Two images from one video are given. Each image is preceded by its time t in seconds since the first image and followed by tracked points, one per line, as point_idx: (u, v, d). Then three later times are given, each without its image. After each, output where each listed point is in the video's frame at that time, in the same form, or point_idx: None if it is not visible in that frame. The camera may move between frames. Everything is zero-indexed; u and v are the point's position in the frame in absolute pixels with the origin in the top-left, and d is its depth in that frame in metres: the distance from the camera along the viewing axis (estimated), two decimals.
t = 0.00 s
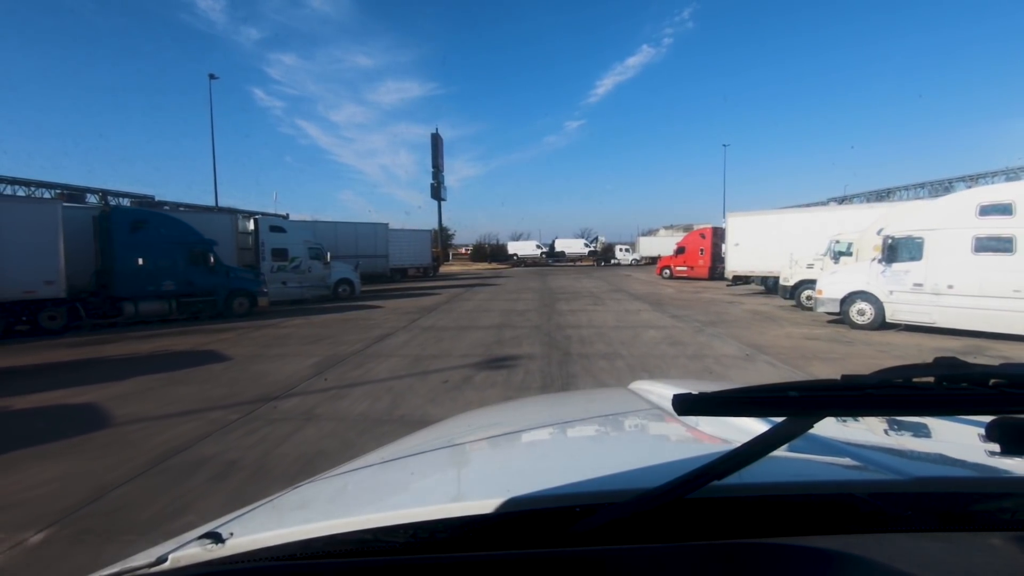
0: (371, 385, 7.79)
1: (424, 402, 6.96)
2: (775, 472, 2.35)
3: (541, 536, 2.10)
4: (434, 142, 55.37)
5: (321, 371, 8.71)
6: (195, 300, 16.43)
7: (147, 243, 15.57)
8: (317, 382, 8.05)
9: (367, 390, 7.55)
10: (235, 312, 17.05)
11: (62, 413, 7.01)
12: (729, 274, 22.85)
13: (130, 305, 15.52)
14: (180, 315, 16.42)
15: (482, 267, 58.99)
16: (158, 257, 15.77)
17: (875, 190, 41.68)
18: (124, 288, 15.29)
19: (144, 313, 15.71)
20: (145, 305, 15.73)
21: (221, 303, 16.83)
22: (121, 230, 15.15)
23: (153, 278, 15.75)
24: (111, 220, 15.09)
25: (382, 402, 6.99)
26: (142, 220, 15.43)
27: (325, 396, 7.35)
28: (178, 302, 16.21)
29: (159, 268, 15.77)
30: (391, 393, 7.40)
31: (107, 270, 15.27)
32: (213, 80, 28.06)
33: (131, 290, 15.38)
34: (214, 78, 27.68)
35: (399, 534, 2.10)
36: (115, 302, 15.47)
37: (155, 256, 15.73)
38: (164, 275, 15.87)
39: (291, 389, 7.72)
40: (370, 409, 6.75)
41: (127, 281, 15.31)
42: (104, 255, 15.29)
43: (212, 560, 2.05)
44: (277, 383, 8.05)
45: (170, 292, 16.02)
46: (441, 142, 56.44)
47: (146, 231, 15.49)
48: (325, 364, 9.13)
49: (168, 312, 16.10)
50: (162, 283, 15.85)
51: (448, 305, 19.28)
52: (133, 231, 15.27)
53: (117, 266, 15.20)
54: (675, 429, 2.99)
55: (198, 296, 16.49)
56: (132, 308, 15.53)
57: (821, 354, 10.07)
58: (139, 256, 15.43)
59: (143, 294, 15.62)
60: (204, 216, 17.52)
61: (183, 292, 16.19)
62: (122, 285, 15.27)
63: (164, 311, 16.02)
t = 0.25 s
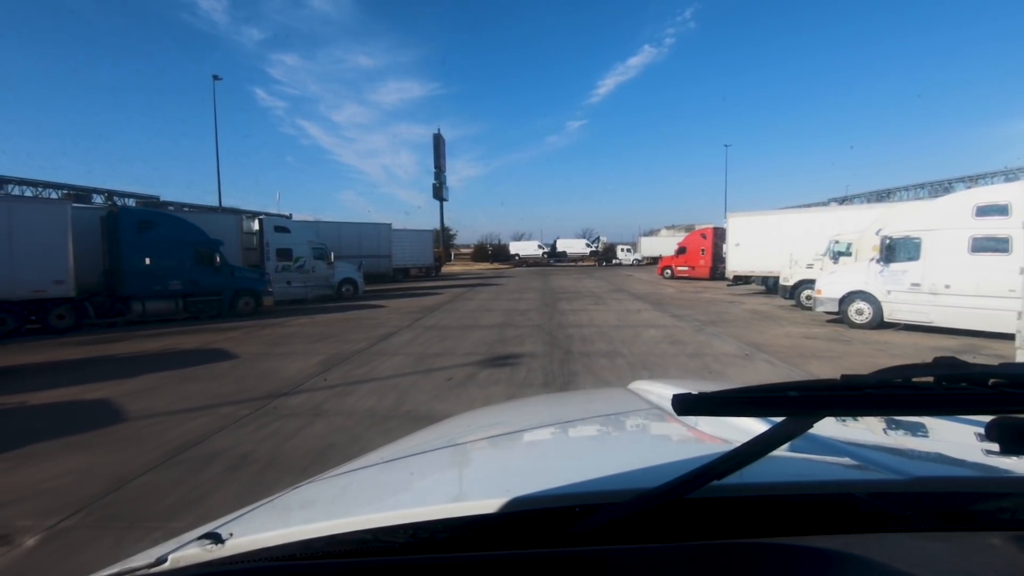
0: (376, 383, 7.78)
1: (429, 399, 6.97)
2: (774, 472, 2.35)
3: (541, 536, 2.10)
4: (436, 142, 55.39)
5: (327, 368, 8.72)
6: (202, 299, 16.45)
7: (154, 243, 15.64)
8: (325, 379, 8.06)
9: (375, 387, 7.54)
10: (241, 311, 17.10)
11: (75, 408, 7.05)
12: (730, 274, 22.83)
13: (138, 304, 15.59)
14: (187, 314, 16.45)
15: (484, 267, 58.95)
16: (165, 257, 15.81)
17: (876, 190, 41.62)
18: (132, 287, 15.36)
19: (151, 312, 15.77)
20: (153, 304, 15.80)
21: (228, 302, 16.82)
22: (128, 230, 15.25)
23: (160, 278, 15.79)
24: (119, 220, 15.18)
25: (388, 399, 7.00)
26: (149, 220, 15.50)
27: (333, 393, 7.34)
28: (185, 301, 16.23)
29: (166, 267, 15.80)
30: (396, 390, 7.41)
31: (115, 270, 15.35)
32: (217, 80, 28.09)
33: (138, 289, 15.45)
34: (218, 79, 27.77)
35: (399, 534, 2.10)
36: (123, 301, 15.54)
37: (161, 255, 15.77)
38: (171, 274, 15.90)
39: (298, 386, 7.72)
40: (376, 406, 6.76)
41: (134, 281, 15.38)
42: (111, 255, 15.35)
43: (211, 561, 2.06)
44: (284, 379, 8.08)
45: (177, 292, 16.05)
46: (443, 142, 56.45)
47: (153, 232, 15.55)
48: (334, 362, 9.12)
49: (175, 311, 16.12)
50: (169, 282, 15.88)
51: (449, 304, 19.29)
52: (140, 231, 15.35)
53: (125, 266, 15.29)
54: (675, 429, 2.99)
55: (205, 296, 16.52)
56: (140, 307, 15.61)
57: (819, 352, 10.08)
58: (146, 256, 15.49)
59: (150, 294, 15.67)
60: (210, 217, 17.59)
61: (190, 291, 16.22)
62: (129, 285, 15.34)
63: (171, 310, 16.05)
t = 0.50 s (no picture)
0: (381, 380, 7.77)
1: (433, 396, 6.96)
2: (774, 473, 2.35)
3: (541, 536, 2.10)
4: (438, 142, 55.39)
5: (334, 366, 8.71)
6: (208, 299, 16.52)
7: (162, 243, 15.67)
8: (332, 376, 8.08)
9: (380, 385, 7.55)
10: (247, 310, 17.13)
11: (88, 404, 7.09)
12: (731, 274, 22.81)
13: (145, 303, 15.65)
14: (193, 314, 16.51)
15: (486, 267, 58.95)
16: (172, 257, 15.84)
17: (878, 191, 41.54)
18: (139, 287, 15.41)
19: (159, 311, 15.83)
20: (160, 303, 15.85)
21: (233, 302, 16.88)
22: (136, 230, 15.26)
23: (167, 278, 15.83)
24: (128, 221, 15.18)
25: (393, 396, 7.00)
26: (157, 221, 15.52)
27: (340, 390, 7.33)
28: (192, 301, 16.30)
29: (173, 267, 15.84)
30: (402, 387, 7.42)
31: (124, 269, 15.41)
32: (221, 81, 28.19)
33: (146, 288, 15.49)
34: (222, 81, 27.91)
35: (399, 534, 2.11)
36: (130, 301, 15.59)
37: (169, 256, 15.80)
38: (178, 274, 15.94)
39: (304, 384, 7.71)
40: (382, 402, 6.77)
41: (142, 280, 15.43)
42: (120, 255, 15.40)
43: (211, 560, 2.06)
44: (291, 376, 8.11)
45: (184, 291, 16.10)
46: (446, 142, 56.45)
47: (161, 232, 15.57)
48: (339, 360, 9.12)
49: (182, 311, 16.17)
50: (176, 282, 15.92)
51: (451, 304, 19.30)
52: (148, 232, 15.36)
53: (133, 266, 15.32)
54: (675, 429, 2.99)
55: (211, 295, 16.59)
56: (147, 307, 15.66)
57: (817, 351, 10.08)
58: (154, 256, 15.52)
59: (157, 293, 15.72)
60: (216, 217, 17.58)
61: (197, 291, 16.27)
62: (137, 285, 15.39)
63: (178, 309, 16.11)
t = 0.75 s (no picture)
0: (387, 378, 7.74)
1: (440, 392, 6.95)
2: (774, 473, 2.35)
3: (541, 536, 2.10)
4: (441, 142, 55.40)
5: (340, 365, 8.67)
6: (215, 299, 16.53)
7: (169, 243, 15.71)
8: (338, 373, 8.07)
9: (385, 382, 7.54)
10: (253, 310, 17.12)
11: (98, 400, 7.12)
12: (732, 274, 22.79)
13: (153, 303, 15.66)
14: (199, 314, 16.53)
15: (488, 267, 58.93)
16: (179, 257, 15.88)
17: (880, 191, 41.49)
18: (147, 287, 15.43)
19: (166, 311, 15.83)
20: (167, 303, 15.86)
21: (240, 301, 16.89)
22: (144, 230, 15.30)
23: (174, 277, 15.86)
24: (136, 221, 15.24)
25: (399, 393, 6.99)
26: (165, 221, 15.59)
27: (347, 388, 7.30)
28: (199, 300, 16.33)
29: (180, 267, 15.88)
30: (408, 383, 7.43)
31: (131, 270, 15.44)
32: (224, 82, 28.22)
33: (153, 288, 15.52)
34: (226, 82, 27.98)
35: (399, 534, 2.11)
36: (138, 300, 15.61)
37: (176, 255, 15.84)
38: (185, 274, 15.97)
39: (314, 381, 7.68)
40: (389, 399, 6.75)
41: (150, 280, 15.46)
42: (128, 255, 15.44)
43: (210, 560, 2.06)
44: (295, 374, 8.11)
45: (190, 291, 16.14)
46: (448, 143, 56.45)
47: (168, 232, 15.62)
48: (346, 359, 9.10)
49: (188, 310, 16.18)
50: (183, 282, 15.96)
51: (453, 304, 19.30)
52: (156, 231, 15.41)
53: (141, 265, 15.35)
54: (676, 429, 2.99)
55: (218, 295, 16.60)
56: (155, 306, 15.67)
57: (815, 349, 10.09)
58: (161, 255, 15.56)
59: (165, 292, 15.73)
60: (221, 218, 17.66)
61: (203, 291, 16.29)
62: (145, 284, 15.41)
63: (185, 309, 16.12)
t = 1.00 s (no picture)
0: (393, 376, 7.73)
1: (444, 390, 6.95)
2: (773, 473, 2.34)
3: (541, 536, 2.10)
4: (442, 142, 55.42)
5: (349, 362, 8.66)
6: (221, 299, 16.55)
7: (176, 243, 15.77)
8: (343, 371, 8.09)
9: (389, 380, 7.54)
10: (258, 309, 17.12)
11: (105, 398, 7.14)
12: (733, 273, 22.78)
13: (160, 302, 15.68)
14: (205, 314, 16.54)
15: (490, 267, 58.93)
16: (186, 257, 15.92)
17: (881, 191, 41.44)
18: (153, 287, 15.46)
19: (173, 310, 15.83)
20: (174, 302, 15.87)
21: (245, 300, 16.89)
22: (151, 230, 15.39)
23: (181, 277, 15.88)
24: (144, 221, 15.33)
25: (405, 390, 6.99)
26: (172, 221, 15.69)
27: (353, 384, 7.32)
28: (206, 300, 16.35)
29: (187, 267, 15.91)
30: (411, 382, 7.43)
31: (138, 270, 15.48)
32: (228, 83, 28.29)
33: (160, 287, 15.54)
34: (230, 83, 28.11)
35: (399, 534, 2.11)
36: (145, 300, 15.63)
37: (183, 255, 15.88)
38: (192, 274, 16.00)
39: (323, 379, 7.68)
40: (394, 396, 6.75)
41: (157, 280, 15.50)
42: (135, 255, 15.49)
43: (211, 560, 2.07)
44: (301, 372, 8.12)
45: (197, 291, 16.17)
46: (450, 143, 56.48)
47: (175, 232, 15.70)
48: (351, 357, 9.12)
49: (195, 310, 16.19)
50: (189, 282, 15.99)
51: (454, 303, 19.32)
52: (163, 231, 15.49)
53: (148, 265, 15.39)
54: (676, 429, 2.99)
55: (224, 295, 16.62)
56: (162, 306, 15.68)
57: (814, 348, 10.09)
58: (168, 255, 15.61)
59: (172, 292, 15.75)
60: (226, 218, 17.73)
61: (209, 290, 16.31)
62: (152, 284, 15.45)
63: (192, 308, 16.13)
